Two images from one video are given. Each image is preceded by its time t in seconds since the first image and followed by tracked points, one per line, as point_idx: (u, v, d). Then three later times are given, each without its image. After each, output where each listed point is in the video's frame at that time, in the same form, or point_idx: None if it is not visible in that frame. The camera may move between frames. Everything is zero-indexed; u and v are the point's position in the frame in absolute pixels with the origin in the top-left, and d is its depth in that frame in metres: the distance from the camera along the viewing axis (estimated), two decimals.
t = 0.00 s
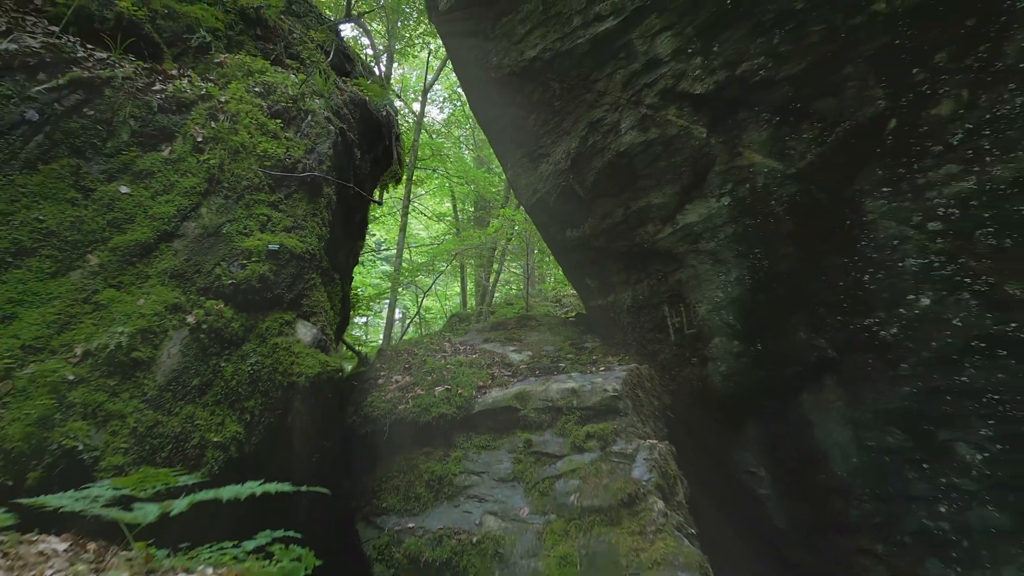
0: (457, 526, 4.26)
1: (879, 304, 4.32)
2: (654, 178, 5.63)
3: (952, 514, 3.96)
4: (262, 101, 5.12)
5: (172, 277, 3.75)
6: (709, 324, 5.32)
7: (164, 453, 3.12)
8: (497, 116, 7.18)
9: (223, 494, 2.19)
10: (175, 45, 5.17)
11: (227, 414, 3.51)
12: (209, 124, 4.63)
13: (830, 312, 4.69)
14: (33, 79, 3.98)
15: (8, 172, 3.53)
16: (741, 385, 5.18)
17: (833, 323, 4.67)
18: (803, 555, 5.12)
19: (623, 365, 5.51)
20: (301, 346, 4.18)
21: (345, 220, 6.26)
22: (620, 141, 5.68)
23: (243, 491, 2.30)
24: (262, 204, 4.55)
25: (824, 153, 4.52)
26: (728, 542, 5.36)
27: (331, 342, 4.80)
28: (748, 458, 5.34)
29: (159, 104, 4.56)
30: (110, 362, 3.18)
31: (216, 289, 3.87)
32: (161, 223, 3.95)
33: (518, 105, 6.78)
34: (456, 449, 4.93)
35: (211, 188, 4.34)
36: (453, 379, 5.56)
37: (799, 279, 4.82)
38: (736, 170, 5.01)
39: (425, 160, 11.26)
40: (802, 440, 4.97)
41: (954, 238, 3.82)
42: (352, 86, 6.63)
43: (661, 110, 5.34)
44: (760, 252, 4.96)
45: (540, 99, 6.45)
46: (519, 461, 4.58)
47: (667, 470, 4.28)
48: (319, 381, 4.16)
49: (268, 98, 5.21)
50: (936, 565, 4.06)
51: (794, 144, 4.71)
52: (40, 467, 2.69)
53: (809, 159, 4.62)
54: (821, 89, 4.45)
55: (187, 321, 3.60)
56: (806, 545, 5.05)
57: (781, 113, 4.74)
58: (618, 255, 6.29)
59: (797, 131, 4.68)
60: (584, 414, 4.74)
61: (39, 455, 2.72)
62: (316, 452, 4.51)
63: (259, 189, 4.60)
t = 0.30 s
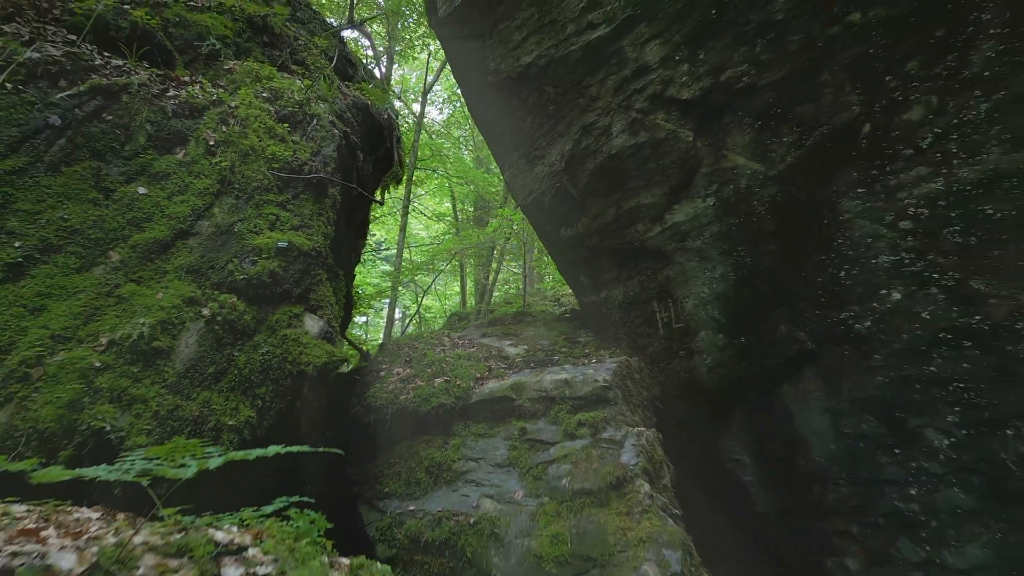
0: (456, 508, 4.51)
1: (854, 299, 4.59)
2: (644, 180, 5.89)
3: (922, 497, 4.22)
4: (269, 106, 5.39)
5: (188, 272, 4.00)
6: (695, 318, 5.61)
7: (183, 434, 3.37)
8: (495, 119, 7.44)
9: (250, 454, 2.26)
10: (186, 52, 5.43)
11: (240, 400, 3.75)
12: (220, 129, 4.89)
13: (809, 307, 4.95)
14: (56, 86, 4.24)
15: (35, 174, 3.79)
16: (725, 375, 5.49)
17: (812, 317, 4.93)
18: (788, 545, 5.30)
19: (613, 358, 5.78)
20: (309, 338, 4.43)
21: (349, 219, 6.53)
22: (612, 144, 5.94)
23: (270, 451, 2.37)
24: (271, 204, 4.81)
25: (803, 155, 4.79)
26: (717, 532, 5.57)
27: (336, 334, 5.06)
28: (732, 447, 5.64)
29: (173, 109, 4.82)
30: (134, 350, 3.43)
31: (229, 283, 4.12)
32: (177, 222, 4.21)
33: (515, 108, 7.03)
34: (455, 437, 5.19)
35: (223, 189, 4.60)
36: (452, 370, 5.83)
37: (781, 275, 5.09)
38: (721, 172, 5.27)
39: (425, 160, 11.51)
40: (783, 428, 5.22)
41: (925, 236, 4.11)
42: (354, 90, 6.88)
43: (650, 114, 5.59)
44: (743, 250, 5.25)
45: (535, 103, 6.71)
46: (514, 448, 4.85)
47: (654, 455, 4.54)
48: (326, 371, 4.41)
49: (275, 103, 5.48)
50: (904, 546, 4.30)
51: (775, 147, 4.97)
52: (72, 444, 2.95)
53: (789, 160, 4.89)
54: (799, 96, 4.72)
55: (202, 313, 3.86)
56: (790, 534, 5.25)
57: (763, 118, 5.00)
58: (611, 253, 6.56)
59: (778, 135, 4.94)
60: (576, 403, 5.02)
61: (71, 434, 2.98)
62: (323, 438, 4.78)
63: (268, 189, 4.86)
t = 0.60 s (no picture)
0: (453, 495, 4.73)
1: (835, 294, 4.82)
2: (635, 181, 6.12)
3: (898, 483, 4.49)
4: (275, 109, 5.62)
5: (198, 268, 4.22)
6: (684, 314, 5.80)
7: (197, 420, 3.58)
8: (492, 121, 7.66)
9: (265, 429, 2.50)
10: (194, 57, 5.63)
11: (250, 389, 3.97)
12: (228, 132, 5.11)
13: (793, 302, 5.17)
14: (70, 91, 4.48)
15: (53, 175, 4.03)
16: (713, 368, 5.69)
17: (796, 312, 5.15)
18: (773, 532, 5.52)
19: (606, 352, 6.00)
20: (315, 331, 4.64)
21: (351, 218, 6.75)
22: (605, 146, 6.15)
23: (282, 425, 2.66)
24: (278, 204, 5.02)
25: (787, 157, 5.01)
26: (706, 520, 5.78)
27: (340, 329, 5.28)
28: (719, 438, 5.84)
29: (182, 112, 5.03)
30: (149, 342, 3.66)
31: (238, 279, 4.34)
32: (188, 221, 4.42)
33: (511, 110, 7.24)
34: (452, 428, 5.41)
35: (232, 189, 4.81)
36: (451, 364, 6.05)
37: (766, 272, 5.31)
38: (709, 173, 5.50)
39: (425, 160, 11.73)
40: (768, 420, 5.42)
41: (900, 235, 4.37)
42: (355, 93, 7.08)
43: (642, 117, 5.81)
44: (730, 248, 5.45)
45: (531, 106, 6.92)
46: (510, 437, 5.08)
47: (643, 444, 4.76)
48: (329, 363, 4.62)
49: (281, 107, 5.71)
50: (882, 530, 4.58)
51: (760, 149, 5.19)
52: (94, 428, 3.16)
53: (774, 162, 5.10)
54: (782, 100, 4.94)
55: (213, 307, 4.07)
56: (775, 521, 5.47)
57: (748, 121, 5.21)
58: (604, 251, 6.78)
59: (763, 138, 5.16)
60: (569, 395, 5.25)
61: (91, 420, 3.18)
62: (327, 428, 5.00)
63: (275, 189, 5.07)
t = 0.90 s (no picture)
0: (450, 481, 4.97)
1: (814, 289, 5.09)
2: (626, 181, 6.38)
3: (872, 468, 4.75)
4: (280, 113, 5.88)
5: (209, 265, 4.47)
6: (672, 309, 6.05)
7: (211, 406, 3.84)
8: (488, 123, 7.92)
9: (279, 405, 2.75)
10: (202, 63, 5.88)
11: (260, 377, 4.22)
12: (235, 135, 5.36)
13: (774, 298, 5.43)
14: (86, 97, 4.75)
15: (72, 176, 4.29)
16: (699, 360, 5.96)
17: (777, 306, 5.41)
18: (758, 520, 5.66)
19: (597, 346, 6.25)
20: (319, 324, 4.86)
21: (353, 217, 7.00)
22: (596, 148, 6.40)
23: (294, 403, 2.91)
24: (283, 203, 5.27)
25: (769, 159, 5.27)
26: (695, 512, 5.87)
27: (343, 322, 5.53)
28: (706, 429, 6.10)
29: (192, 116, 5.27)
30: (164, 333, 3.92)
31: (247, 274, 4.59)
32: (199, 220, 4.68)
33: (507, 113, 7.49)
34: (450, 417, 5.65)
35: (240, 189, 5.06)
36: (449, 357, 6.30)
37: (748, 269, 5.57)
38: (695, 174, 5.75)
39: (424, 160, 11.98)
40: (753, 409, 5.71)
41: (874, 233, 4.65)
42: (356, 97, 7.33)
43: (632, 121, 6.06)
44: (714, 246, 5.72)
45: (526, 109, 7.16)
46: (504, 426, 5.33)
47: (631, 432, 5.02)
48: (334, 354, 4.87)
49: (286, 111, 5.97)
50: (857, 513, 4.84)
51: (743, 151, 5.44)
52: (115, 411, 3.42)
53: (756, 164, 5.37)
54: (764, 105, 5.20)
55: (223, 301, 4.33)
56: (761, 510, 5.62)
57: (732, 125, 5.47)
58: (596, 249, 7.03)
59: (746, 140, 5.41)
60: (561, 386, 5.50)
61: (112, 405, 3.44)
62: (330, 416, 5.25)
63: (280, 190, 5.31)
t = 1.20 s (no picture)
0: (447, 470, 5.17)
1: (797, 286, 5.31)
2: (618, 182, 6.60)
3: (851, 457, 4.98)
4: (283, 116, 6.07)
5: (216, 262, 4.67)
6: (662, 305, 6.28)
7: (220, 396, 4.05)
8: (486, 125, 8.12)
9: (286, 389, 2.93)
10: (208, 67, 6.08)
11: (267, 368, 4.43)
12: (241, 138, 5.56)
13: (760, 294, 5.65)
14: (98, 101, 4.98)
15: (85, 177, 4.53)
16: (688, 355, 6.18)
17: (762, 303, 5.63)
18: (745, 509, 5.90)
19: (589, 341, 6.47)
20: (321, 319, 5.06)
21: (354, 217, 7.22)
22: (590, 150, 6.61)
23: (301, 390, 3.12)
24: (287, 203, 5.47)
25: (754, 161, 5.47)
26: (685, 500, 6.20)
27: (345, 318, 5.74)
28: (695, 422, 6.32)
29: (199, 119, 5.47)
30: (175, 326, 4.12)
31: (252, 271, 4.79)
32: (206, 219, 4.88)
33: (504, 115, 7.68)
34: (447, 410, 5.87)
35: (245, 190, 5.27)
36: (446, 352, 6.51)
37: (735, 267, 5.78)
38: (684, 176, 5.96)
39: (424, 161, 12.17)
40: (740, 403, 5.91)
41: (853, 232, 4.87)
42: (357, 100, 7.53)
43: (624, 123, 6.27)
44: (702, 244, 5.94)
45: (522, 112, 7.36)
46: (500, 418, 5.54)
47: (621, 422, 5.24)
48: (336, 348, 5.08)
49: (289, 114, 6.17)
50: (838, 500, 5.09)
51: (730, 153, 5.64)
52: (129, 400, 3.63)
53: (741, 166, 5.56)
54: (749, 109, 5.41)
55: (230, 296, 4.53)
56: (748, 498, 5.84)
57: (719, 128, 5.68)
58: (590, 248, 7.25)
59: (732, 143, 5.62)
60: (554, 379, 5.72)
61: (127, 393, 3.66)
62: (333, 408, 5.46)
63: (284, 190, 5.51)
